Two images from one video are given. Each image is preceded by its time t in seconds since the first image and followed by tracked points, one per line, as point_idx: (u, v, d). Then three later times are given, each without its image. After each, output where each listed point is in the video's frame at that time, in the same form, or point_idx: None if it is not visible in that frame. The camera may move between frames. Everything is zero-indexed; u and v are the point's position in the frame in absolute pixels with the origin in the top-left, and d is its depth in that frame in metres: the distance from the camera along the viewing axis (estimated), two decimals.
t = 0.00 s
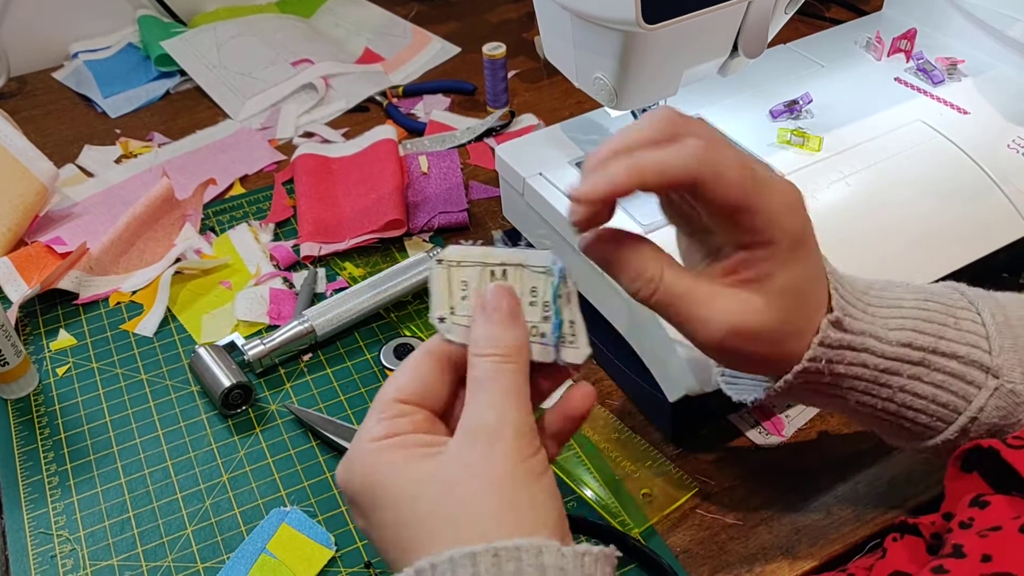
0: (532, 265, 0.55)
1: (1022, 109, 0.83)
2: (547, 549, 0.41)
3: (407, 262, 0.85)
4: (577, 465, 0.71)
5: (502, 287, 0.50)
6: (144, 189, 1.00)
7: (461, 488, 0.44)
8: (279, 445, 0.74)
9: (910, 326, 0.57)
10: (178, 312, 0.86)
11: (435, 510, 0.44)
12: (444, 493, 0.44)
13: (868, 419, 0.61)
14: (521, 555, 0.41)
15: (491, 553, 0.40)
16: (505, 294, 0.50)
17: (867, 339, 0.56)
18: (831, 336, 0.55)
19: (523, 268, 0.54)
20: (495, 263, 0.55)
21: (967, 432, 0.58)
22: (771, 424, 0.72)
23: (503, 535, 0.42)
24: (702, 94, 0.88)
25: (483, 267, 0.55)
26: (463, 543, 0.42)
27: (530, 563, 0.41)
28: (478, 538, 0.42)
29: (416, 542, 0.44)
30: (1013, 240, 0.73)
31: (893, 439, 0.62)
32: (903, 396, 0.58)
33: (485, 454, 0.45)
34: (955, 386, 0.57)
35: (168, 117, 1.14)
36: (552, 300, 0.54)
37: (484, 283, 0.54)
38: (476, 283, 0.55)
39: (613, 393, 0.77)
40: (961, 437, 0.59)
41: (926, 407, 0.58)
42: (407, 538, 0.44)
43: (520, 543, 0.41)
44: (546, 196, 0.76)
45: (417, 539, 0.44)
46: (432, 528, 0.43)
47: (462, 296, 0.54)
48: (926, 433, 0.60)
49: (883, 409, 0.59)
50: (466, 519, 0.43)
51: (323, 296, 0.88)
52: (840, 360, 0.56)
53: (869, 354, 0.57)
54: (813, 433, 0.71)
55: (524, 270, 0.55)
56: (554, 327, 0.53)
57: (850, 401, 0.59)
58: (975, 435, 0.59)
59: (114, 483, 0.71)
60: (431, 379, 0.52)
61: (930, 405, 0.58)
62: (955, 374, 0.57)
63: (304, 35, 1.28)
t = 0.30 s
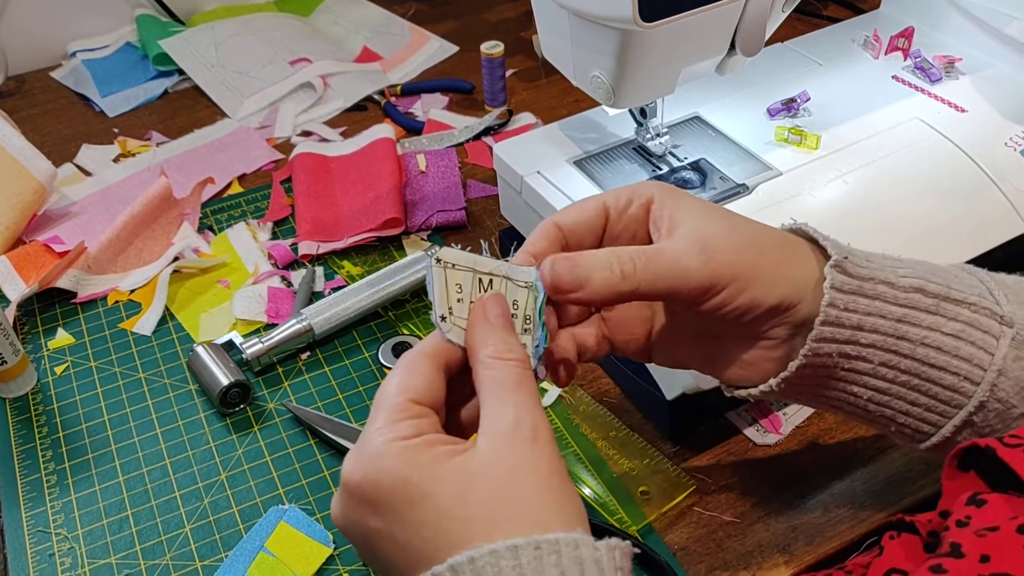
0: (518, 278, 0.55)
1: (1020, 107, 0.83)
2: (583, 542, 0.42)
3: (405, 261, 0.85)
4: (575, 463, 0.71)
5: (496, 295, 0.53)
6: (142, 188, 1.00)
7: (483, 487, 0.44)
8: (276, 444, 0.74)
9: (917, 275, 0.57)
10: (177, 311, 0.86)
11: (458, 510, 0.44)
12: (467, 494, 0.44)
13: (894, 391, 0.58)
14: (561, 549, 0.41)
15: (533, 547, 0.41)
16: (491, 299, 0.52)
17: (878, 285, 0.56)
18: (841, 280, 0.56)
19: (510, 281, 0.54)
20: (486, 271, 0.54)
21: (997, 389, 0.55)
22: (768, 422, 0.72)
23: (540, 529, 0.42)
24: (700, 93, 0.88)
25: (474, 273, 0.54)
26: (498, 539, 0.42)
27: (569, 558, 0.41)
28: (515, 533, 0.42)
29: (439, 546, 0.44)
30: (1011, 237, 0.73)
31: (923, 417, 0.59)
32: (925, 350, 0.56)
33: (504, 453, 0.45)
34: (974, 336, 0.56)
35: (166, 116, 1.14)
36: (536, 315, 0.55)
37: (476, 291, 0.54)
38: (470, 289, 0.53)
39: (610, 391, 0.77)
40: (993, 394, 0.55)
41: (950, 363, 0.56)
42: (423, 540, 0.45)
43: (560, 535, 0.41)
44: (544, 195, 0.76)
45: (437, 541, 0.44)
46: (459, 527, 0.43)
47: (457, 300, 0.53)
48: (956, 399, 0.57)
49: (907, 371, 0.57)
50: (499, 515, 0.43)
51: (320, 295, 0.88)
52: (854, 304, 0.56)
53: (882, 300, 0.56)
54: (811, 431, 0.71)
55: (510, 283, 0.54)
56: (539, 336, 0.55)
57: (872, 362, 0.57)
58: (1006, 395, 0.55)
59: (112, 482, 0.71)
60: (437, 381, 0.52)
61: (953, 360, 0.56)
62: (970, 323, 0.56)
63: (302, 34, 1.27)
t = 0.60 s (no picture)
0: (514, 280, 0.55)
1: (1018, 105, 0.83)
2: (557, 543, 0.42)
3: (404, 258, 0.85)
4: (573, 460, 0.71)
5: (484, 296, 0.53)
6: (141, 186, 1.00)
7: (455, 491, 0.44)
8: (276, 440, 0.74)
9: (909, 263, 0.57)
10: (176, 309, 0.86)
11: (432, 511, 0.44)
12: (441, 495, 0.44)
13: (886, 380, 0.58)
14: (533, 551, 0.41)
15: (504, 550, 0.41)
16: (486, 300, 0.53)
17: (869, 273, 0.57)
18: (832, 268, 0.56)
19: (506, 283, 0.55)
20: (480, 274, 0.55)
21: (988, 378, 0.55)
22: (766, 419, 0.72)
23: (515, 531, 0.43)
24: (698, 91, 0.88)
25: (468, 276, 0.55)
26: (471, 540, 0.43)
27: (542, 559, 0.41)
28: (489, 535, 0.42)
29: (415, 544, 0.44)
30: (1009, 235, 0.73)
31: (915, 408, 0.59)
32: (916, 339, 0.56)
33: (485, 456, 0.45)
34: (965, 325, 0.56)
35: (166, 115, 1.14)
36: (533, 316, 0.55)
37: (469, 292, 0.55)
38: (463, 291, 0.55)
39: (609, 388, 0.77)
40: (985, 383, 0.55)
41: (941, 352, 0.56)
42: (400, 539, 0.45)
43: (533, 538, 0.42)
44: (543, 192, 0.76)
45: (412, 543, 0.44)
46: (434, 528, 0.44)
47: (450, 301, 0.54)
48: (948, 388, 0.57)
49: (899, 360, 0.57)
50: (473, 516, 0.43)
51: (320, 293, 0.88)
52: (845, 292, 0.56)
53: (873, 288, 0.57)
54: (809, 428, 0.72)
55: (506, 285, 0.55)
56: (532, 338, 0.55)
57: (864, 351, 0.58)
58: (998, 384, 0.55)
59: (112, 478, 0.71)
60: (421, 384, 0.52)
61: (944, 349, 0.56)
62: (961, 312, 0.56)
63: (301, 32, 1.28)
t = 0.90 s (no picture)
0: (510, 289, 0.57)
1: (1016, 107, 0.83)
2: (519, 561, 0.42)
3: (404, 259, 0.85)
4: (573, 461, 0.72)
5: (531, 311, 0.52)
6: (142, 187, 1.01)
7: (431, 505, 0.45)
8: (276, 441, 0.74)
9: (904, 260, 0.58)
10: (177, 310, 0.87)
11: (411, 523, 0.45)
12: (416, 508, 0.45)
13: (880, 375, 0.59)
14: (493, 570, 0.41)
15: (464, 570, 0.41)
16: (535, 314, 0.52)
17: (865, 269, 0.57)
18: (827, 264, 0.57)
19: (502, 291, 0.57)
20: (475, 285, 0.57)
21: (982, 374, 0.55)
22: (765, 420, 0.73)
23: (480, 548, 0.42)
24: (697, 92, 0.89)
25: (462, 287, 0.56)
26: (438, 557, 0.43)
27: None
28: (456, 553, 0.42)
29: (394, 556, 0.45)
30: (1007, 237, 0.74)
31: (909, 404, 0.59)
32: (910, 335, 0.57)
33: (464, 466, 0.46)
34: (959, 321, 0.56)
35: (166, 116, 1.14)
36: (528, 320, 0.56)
37: (462, 302, 0.56)
38: (456, 300, 0.56)
39: (608, 389, 0.77)
40: (978, 379, 0.55)
41: (935, 348, 0.56)
42: (387, 548, 0.45)
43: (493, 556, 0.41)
44: (542, 194, 0.76)
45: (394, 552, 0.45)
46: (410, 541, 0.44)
47: (441, 309, 0.56)
48: (942, 384, 0.57)
49: (893, 356, 0.58)
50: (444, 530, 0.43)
51: (320, 294, 0.88)
52: (840, 287, 0.57)
53: (868, 284, 0.57)
54: (808, 428, 0.72)
55: (501, 294, 0.57)
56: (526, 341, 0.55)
57: (858, 346, 0.58)
58: (992, 381, 0.55)
59: (113, 479, 0.72)
60: (411, 388, 0.54)
61: (938, 345, 0.56)
62: (956, 309, 0.56)
63: (301, 33, 1.28)
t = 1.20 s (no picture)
0: (511, 289, 0.56)
1: (1018, 108, 0.83)
2: (503, 568, 0.40)
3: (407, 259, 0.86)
4: (576, 460, 0.72)
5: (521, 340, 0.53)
6: (144, 187, 1.01)
7: (428, 510, 0.45)
8: (279, 441, 0.74)
9: (904, 258, 0.57)
10: (180, 309, 0.87)
11: (409, 527, 0.45)
12: (411, 513, 0.45)
13: (879, 372, 0.59)
14: None
15: None
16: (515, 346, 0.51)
17: (864, 267, 0.57)
18: (826, 262, 0.57)
19: (502, 291, 0.56)
20: (476, 282, 0.56)
21: (980, 372, 0.55)
22: (768, 419, 0.73)
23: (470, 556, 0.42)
24: (700, 93, 0.89)
25: (463, 283, 0.56)
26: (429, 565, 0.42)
27: None
28: (447, 560, 0.42)
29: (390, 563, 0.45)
30: (1009, 237, 0.74)
31: (907, 400, 0.59)
32: (908, 333, 0.57)
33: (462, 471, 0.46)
34: (957, 319, 0.56)
35: (168, 116, 1.14)
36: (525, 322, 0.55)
37: (461, 298, 0.56)
38: (455, 295, 0.56)
39: (612, 389, 0.77)
40: (976, 376, 0.55)
41: (933, 346, 0.56)
42: (386, 550, 0.45)
43: (478, 563, 0.40)
44: (546, 194, 0.76)
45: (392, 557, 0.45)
46: (405, 547, 0.44)
47: (439, 303, 0.55)
48: (939, 380, 0.57)
49: (891, 353, 0.58)
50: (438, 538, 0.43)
51: (323, 293, 0.88)
52: (838, 285, 0.56)
53: (867, 282, 0.57)
54: (811, 428, 0.72)
55: (501, 294, 0.56)
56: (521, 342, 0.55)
57: (856, 343, 0.58)
58: (989, 378, 0.55)
59: (116, 478, 0.72)
60: (405, 395, 0.54)
61: (936, 343, 0.56)
62: (955, 306, 0.56)
63: (303, 33, 1.28)
